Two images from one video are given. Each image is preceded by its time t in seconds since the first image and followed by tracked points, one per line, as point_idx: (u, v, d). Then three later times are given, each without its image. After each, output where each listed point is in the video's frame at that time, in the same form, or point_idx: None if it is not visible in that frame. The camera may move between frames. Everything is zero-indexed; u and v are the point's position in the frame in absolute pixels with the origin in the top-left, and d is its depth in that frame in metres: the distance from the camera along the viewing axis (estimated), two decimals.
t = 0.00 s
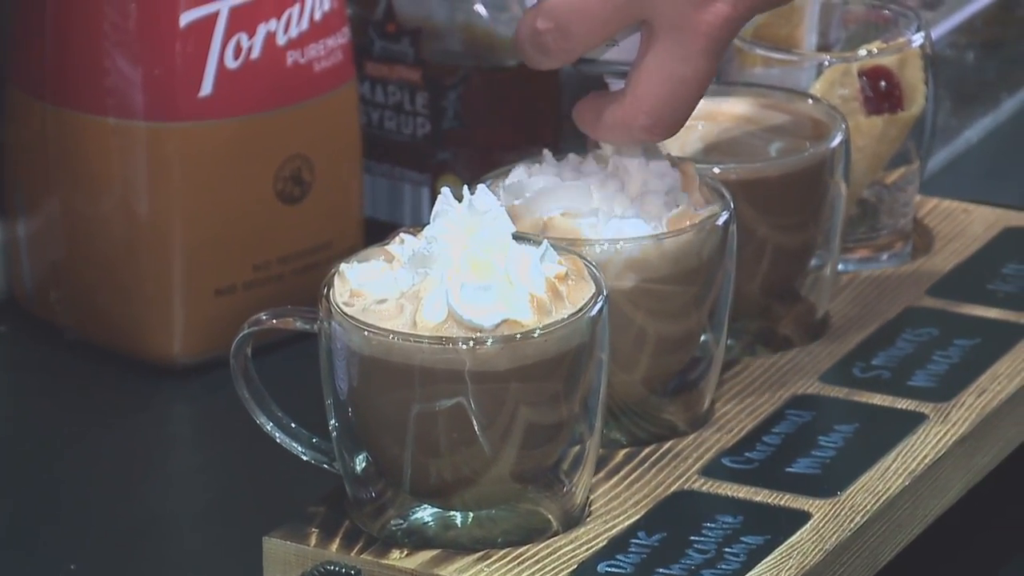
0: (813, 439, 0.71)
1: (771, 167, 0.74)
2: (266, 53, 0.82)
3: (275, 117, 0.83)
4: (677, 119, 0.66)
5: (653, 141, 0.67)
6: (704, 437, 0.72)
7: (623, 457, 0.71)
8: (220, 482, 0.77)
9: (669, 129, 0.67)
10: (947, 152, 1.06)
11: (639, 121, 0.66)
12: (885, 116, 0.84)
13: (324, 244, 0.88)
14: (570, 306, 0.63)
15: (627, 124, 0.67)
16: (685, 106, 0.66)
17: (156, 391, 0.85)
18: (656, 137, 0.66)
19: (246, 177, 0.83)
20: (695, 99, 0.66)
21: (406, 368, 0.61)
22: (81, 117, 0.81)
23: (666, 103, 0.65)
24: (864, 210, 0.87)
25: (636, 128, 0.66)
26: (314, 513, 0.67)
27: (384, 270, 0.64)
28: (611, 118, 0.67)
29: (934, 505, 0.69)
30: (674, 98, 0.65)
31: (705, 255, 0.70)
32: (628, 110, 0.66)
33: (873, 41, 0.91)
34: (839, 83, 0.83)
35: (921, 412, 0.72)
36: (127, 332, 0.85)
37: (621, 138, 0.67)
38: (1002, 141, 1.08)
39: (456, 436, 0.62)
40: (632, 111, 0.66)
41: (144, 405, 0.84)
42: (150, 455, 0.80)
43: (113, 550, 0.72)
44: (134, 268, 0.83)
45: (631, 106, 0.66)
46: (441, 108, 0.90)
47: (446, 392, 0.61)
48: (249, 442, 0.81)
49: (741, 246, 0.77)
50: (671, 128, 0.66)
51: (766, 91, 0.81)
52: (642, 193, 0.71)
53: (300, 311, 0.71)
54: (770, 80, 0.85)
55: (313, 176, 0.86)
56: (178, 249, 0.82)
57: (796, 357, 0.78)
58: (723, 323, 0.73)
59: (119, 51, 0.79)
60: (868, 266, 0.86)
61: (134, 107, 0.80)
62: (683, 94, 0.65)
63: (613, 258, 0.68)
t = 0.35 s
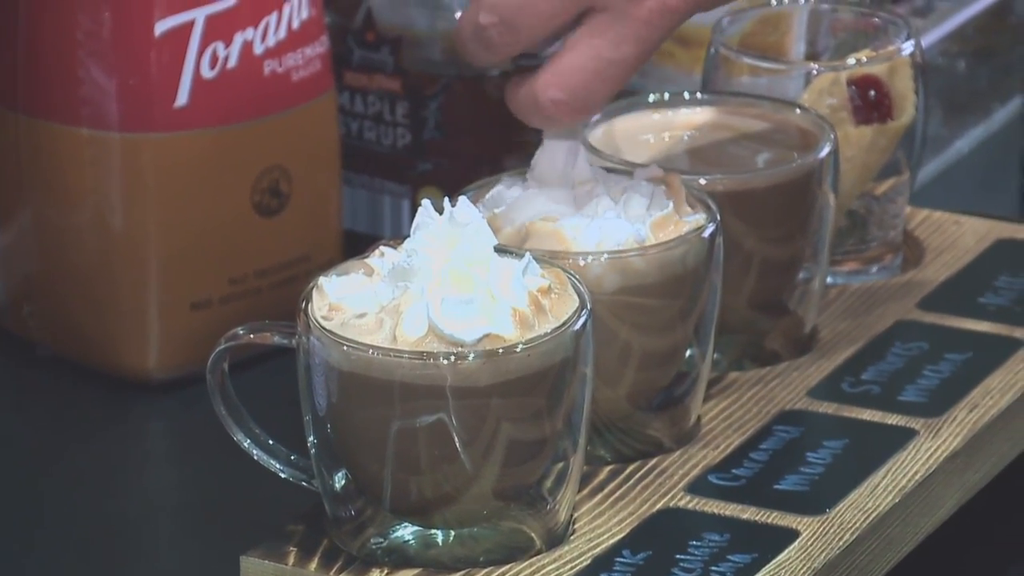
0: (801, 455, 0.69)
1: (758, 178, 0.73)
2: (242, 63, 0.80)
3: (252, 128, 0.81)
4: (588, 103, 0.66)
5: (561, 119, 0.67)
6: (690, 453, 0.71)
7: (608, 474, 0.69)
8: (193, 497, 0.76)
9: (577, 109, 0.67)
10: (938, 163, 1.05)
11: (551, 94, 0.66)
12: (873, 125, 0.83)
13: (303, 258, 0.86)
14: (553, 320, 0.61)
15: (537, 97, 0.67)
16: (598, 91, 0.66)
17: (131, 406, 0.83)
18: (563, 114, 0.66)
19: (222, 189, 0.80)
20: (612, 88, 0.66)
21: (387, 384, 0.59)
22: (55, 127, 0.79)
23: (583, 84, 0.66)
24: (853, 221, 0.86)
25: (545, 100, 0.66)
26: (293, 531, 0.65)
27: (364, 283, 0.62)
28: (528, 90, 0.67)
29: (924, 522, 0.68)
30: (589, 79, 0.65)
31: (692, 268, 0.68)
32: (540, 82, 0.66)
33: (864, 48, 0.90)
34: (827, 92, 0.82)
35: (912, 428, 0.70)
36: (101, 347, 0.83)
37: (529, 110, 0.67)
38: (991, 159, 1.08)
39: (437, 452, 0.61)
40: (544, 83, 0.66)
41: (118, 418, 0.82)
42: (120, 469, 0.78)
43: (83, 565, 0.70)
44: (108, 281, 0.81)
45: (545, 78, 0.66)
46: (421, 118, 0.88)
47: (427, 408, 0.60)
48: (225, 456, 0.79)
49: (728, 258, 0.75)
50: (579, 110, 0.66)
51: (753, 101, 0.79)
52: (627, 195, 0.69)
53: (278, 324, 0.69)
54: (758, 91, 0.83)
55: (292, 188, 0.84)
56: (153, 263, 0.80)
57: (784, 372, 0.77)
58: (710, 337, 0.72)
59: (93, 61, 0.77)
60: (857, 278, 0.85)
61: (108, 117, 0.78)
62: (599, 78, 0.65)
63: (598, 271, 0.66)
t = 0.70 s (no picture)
0: (784, 468, 0.68)
1: (739, 185, 0.72)
2: (213, 68, 0.78)
3: (223, 134, 0.79)
4: None
5: None
6: (671, 465, 0.69)
7: (587, 487, 0.68)
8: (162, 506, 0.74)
9: None
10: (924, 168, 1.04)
11: None
12: (857, 133, 0.82)
13: (275, 267, 0.84)
14: (532, 329, 0.60)
15: None
16: None
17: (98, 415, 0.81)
18: None
19: (193, 197, 0.78)
20: None
21: (361, 396, 0.58)
22: (22, 134, 0.77)
23: None
24: (839, 228, 0.85)
25: None
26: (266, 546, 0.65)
27: (338, 292, 0.61)
28: None
29: (910, 535, 0.66)
30: None
31: (673, 276, 0.67)
32: None
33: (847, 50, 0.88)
34: (810, 97, 0.81)
35: (897, 439, 0.69)
36: (70, 359, 0.81)
37: None
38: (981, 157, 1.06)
39: (413, 465, 0.59)
40: None
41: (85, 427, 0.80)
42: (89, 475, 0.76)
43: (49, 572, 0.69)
44: (77, 291, 0.79)
45: None
46: (396, 122, 0.86)
47: (402, 420, 0.58)
48: (196, 464, 0.77)
49: (709, 266, 0.74)
50: None
51: (735, 105, 0.77)
52: (606, 199, 0.67)
53: (250, 335, 0.68)
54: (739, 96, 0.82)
55: (264, 195, 0.82)
56: (122, 272, 0.78)
57: (767, 382, 0.75)
58: (691, 347, 0.70)
59: (60, 66, 0.75)
60: (844, 287, 0.84)
61: (76, 124, 0.76)
62: None
63: (576, 279, 0.65)
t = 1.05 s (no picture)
0: (761, 480, 0.67)
1: (715, 191, 0.70)
2: (179, 73, 0.75)
3: (189, 142, 0.77)
4: None
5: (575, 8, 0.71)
6: (646, 478, 0.68)
7: (560, 500, 0.67)
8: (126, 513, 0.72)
9: None
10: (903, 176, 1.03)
11: None
12: (835, 138, 0.81)
13: (242, 277, 0.81)
14: (503, 339, 0.58)
15: None
16: None
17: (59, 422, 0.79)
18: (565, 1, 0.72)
19: (158, 206, 0.76)
20: None
21: (330, 408, 0.56)
22: None
23: None
24: (816, 236, 0.84)
25: None
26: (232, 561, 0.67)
27: (306, 303, 0.59)
28: None
29: (890, 549, 0.65)
30: None
31: (648, 286, 0.65)
32: None
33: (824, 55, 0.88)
34: (788, 103, 0.80)
35: (876, 451, 0.68)
36: (33, 371, 0.79)
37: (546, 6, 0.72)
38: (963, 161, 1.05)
39: (382, 479, 0.58)
40: None
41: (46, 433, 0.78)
42: (51, 481, 0.74)
43: (7, 575, 0.67)
44: (40, 303, 0.77)
45: None
46: (365, 130, 0.85)
47: (371, 433, 0.56)
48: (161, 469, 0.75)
49: (685, 275, 0.73)
50: None
51: (711, 111, 0.77)
52: (579, 213, 0.65)
53: (215, 346, 0.66)
54: (716, 100, 0.81)
55: (230, 204, 0.80)
56: (86, 283, 0.76)
57: (744, 394, 0.74)
58: (666, 358, 0.69)
59: (23, 73, 0.73)
60: (817, 297, 0.83)
61: (39, 131, 0.74)
62: None
63: (549, 289, 0.63)
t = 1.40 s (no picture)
0: (746, 491, 0.65)
1: (700, 197, 0.69)
2: (152, 77, 0.74)
3: (163, 148, 0.75)
4: (609, 37, 0.71)
5: (591, 58, 0.72)
6: (630, 490, 0.67)
7: (542, 513, 0.65)
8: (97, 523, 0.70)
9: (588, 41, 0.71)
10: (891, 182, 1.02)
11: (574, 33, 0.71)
12: (822, 142, 0.80)
13: (217, 285, 0.80)
14: (483, 349, 0.57)
15: (564, 39, 0.71)
16: (618, 27, 0.70)
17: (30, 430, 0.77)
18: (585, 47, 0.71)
19: (130, 212, 0.74)
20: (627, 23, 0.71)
21: (307, 419, 0.55)
22: None
23: (599, 18, 0.70)
24: (803, 243, 0.83)
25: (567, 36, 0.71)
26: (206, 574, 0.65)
27: (283, 310, 0.58)
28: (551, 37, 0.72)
29: (879, 562, 0.63)
30: (606, 17, 0.70)
31: (631, 293, 0.64)
32: (564, 24, 0.71)
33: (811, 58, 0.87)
34: (774, 106, 0.79)
35: (864, 462, 0.67)
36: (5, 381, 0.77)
37: (559, 54, 0.72)
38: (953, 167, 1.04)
39: (360, 491, 0.56)
40: (568, 25, 0.71)
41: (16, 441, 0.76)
42: (21, 492, 0.72)
43: None
44: (11, 311, 0.75)
45: (567, 19, 0.71)
46: (342, 135, 0.84)
47: (349, 443, 0.55)
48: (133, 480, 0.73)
49: (668, 282, 0.71)
50: (603, 45, 0.71)
51: (695, 115, 0.76)
52: (562, 219, 0.64)
53: (191, 356, 0.65)
54: (700, 104, 0.80)
55: (205, 211, 0.78)
56: (57, 292, 0.74)
57: (730, 404, 0.73)
58: (650, 367, 0.68)
59: None
60: (804, 304, 0.81)
61: (9, 135, 0.72)
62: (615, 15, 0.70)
63: (531, 296, 0.62)
